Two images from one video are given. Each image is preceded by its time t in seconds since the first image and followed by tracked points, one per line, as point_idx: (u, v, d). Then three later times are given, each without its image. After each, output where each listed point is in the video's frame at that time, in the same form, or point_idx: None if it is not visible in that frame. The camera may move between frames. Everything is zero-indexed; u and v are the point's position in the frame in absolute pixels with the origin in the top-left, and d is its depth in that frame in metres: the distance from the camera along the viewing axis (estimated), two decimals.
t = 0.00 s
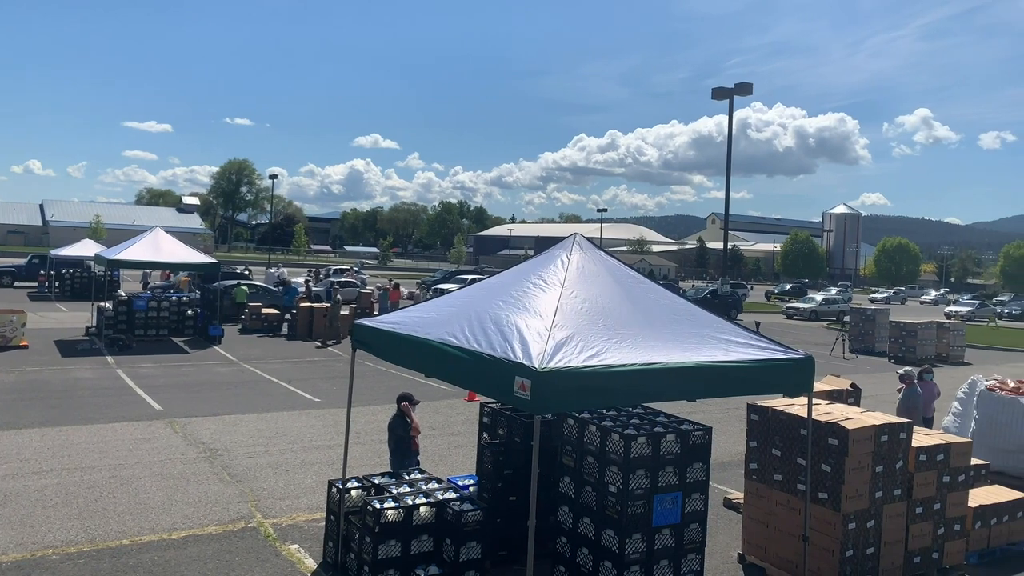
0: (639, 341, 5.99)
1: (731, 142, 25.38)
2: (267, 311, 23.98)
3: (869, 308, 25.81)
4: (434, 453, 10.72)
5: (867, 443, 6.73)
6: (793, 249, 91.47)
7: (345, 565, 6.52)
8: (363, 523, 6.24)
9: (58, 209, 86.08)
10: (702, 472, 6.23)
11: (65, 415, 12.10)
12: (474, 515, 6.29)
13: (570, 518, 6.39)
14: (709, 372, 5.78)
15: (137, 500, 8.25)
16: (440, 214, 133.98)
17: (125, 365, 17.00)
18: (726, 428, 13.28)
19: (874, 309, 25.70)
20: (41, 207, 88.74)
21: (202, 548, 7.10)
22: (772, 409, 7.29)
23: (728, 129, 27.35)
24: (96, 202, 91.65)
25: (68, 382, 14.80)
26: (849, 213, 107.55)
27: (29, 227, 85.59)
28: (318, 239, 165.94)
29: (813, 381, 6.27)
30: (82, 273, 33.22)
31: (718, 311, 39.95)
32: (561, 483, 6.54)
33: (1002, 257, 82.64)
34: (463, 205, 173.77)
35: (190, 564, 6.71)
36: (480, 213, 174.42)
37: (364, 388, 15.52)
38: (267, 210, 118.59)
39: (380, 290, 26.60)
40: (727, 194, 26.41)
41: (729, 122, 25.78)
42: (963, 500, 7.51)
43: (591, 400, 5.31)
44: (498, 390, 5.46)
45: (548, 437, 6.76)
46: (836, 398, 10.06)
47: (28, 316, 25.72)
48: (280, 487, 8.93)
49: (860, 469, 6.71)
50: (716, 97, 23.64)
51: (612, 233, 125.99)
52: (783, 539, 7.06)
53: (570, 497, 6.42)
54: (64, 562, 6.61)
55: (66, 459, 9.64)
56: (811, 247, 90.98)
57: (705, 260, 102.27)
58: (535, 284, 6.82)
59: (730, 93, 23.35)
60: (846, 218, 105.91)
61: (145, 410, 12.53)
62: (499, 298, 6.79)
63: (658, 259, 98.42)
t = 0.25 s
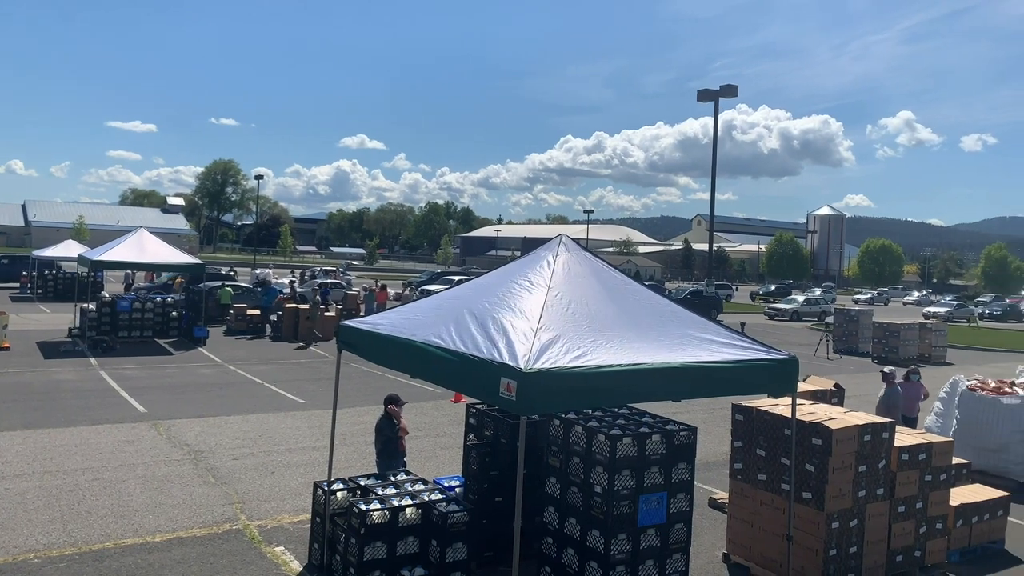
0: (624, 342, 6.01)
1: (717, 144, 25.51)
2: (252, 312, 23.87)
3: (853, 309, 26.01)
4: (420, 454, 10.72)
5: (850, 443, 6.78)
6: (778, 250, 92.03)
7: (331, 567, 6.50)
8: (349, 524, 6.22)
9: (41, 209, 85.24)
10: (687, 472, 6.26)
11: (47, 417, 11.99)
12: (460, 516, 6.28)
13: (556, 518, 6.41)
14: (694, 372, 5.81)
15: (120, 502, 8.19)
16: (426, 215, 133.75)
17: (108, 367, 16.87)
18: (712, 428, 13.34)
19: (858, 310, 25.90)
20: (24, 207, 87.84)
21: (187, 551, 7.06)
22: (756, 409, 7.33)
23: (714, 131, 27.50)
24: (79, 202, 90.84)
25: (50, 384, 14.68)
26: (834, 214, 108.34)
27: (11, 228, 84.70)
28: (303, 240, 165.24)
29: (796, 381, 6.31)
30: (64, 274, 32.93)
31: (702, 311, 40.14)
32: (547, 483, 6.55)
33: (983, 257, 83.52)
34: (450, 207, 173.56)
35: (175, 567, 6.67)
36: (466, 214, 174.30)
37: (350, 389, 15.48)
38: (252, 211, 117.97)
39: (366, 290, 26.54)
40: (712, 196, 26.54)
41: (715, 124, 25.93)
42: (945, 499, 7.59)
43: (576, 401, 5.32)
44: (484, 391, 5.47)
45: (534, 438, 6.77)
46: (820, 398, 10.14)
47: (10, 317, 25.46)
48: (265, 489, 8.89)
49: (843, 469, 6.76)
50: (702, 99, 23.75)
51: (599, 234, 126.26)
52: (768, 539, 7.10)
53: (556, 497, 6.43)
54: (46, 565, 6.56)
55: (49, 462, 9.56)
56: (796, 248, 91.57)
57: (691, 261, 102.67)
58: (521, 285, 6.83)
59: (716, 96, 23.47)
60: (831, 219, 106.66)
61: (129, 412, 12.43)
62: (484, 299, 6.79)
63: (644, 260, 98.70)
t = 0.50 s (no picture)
0: (608, 342, 6.03)
1: (701, 145, 25.63)
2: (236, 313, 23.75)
3: (835, 309, 26.21)
4: (405, 455, 10.69)
5: (832, 442, 6.83)
6: (762, 251, 92.59)
7: (314, 569, 6.47)
8: (332, 526, 6.20)
9: (21, 209, 84.26)
10: (671, 472, 6.28)
11: (26, 419, 11.86)
12: (444, 517, 6.26)
13: (540, 519, 6.41)
14: (677, 372, 5.84)
15: (100, 505, 8.12)
16: (411, 216, 133.45)
17: (89, 368, 16.71)
18: (695, 428, 13.40)
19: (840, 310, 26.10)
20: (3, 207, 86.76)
21: (169, 553, 7.00)
22: (739, 408, 7.37)
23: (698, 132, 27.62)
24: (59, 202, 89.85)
25: (30, 385, 14.52)
26: (816, 215, 109.20)
27: None
28: (287, 240, 164.35)
29: (779, 380, 6.35)
30: (45, 274, 32.58)
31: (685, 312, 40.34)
32: (532, 483, 6.55)
33: (963, 258, 84.43)
34: (435, 207, 173.22)
35: (156, 570, 6.62)
36: (452, 215, 174.03)
37: (334, 390, 15.42)
38: (236, 211, 117.20)
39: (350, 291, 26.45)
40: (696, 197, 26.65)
41: (699, 125, 26.05)
42: (925, 497, 7.66)
43: (560, 400, 5.33)
44: (468, 391, 5.47)
45: (518, 438, 6.78)
46: (803, 398, 10.21)
47: None
48: (248, 490, 8.84)
49: (825, 468, 6.81)
50: (686, 100, 23.85)
51: (584, 235, 126.50)
52: (752, 538, 7.15)
53: (540, 498, 6.44)
54: (25, 569, 6.48)
55: (28, 464, 9.46)
56: (779, 249, 92.16)
57: (675, 262, 103.07)
58: (505, 285, 6.84)
59: (700, 97, 23.57)
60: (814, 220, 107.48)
61: (110, 414, 12.33)
62: (468, 299, 6.80)
63: (629, 261, 98.99)
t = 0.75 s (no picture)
0: (594, 342, 6.05)
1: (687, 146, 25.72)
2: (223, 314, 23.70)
3: (820, 309, 26.38)
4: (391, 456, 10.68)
5: (816, 442, 6.88)
6: (747, 251, 93.00)
7: (300, 570, 6.45)
8: (318, 527, 6.19)
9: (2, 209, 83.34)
10: (657, 472, 6.31)
11: (8, 420, 11.74)
12: (431, 517, 6.27)
13: (526, 518, 6.43)
14: (663, 371, 5.87)
15: (84, 507, 8.05)
16: (398, 216, 133.13)
17: (73, 369, 16.57)
18: (681, 428, 13.46)
19: (824, 311, 26.28)
20: None
21: (153, 555, 6.97)
22: (724, 408, 7.41)
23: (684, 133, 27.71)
24: (42, 202, 88.93)
25: (12, 387, 14.38)
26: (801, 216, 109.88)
27: None
28: (273, 240, 163.55)
29: (764, 379, 6.39)
30: (27, 274, 32.25)
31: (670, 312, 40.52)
32: (518, 483, 6.57)
33: (945, 259, 85.24)
34: (421, 207, 172.96)
35: (140, 572, 6.58)
36: (438, 215, 173.75)
37: (320, 391, 15.37)
38: (222, 211, 116.48)
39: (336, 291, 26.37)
40: (682, 198, 26.76)
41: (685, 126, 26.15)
42: (907, 495, 7.73)
43: (546, 401, 5.35)
44: (454, 391, 5.47)
45: (505, 438, 6.79)
46: (787, 397, 10.28)
47: None
48: (233, 492, 8.80)
49: (809, 467, 6.86)
50: (672, 101, 23.94)
51: (570, 236, 126.62)
52: (737, 537, 7.19)
53: (527, 498, 6.45)
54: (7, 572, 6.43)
55: (10, 466, 9.37)
56: (764, 250, 92.69)
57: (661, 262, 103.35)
58: (492, 285, 6.84)
59: (686, 98, 23.66)
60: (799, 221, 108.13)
61: (94, 415, 12.23)
62: (455, 300, 6.80)
63: (615, 261, 99.17)
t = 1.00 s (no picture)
0: (581, 341, 6.06)
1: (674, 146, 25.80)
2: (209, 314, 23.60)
3: (805, 309, 26.54)
4: (378, 455, 10.66)
5: (801, 440, 6.93)
6: (733, 251, 93.39)
7: (285, 570, 6.43)
8: (304, 527, 6.16)
9: None
10: (643, 470, 6.33)
11: None
12: (417, 517, 6.26)
13: (512, 518, 6.43)
14: (650, 370, 5.89)
15: (67, 508, 7.99)
16: (385, 215, 132.80)
17: (56, 369, 16.43)
18: (668, 427, 13.51)
19: (809, 310, 26.44)
20: None
21: (137, 556, 6.92)
22: (710, 407, 7.44)
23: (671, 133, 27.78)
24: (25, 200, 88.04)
25: None
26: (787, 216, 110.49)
27: None
28: (259, 239, 162.75)
29: (750, 378, 6.42)
30: (9, 273, 31.93)
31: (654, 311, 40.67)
32: (504, 483, 6.57)
33: (929, 259, 85.90)
34: (408, 207, 172.54)
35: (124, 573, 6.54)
36: (425, 214, 173.42)
37: (307, 390, 15.32)
38: (207, 210, 115.77)
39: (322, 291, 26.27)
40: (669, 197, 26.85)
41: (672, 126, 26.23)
42: (891, 494, 7.79)
43: (533, 400, 5.35)
44: (441, 391, 5.47)
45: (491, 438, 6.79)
46: (772, 396, 10.34)
47: None
48: (219, 492, 8.76)
49: (794, 465, 6.90)
50: (659, 102, 24.01)
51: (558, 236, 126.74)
52: (722, 535, 7.23)
53: (513, 497, 6.46)
54: None
55: None
56: (749, 250, 93.12)
57: (648, 262, 103.63)
58: (479, 285, 6.84)
59: (672, 99, 23.73)
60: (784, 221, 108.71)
61: (77, 415, 12.14)
62: (441, 300, 6.79)
63: (601, 261, 99.39)
